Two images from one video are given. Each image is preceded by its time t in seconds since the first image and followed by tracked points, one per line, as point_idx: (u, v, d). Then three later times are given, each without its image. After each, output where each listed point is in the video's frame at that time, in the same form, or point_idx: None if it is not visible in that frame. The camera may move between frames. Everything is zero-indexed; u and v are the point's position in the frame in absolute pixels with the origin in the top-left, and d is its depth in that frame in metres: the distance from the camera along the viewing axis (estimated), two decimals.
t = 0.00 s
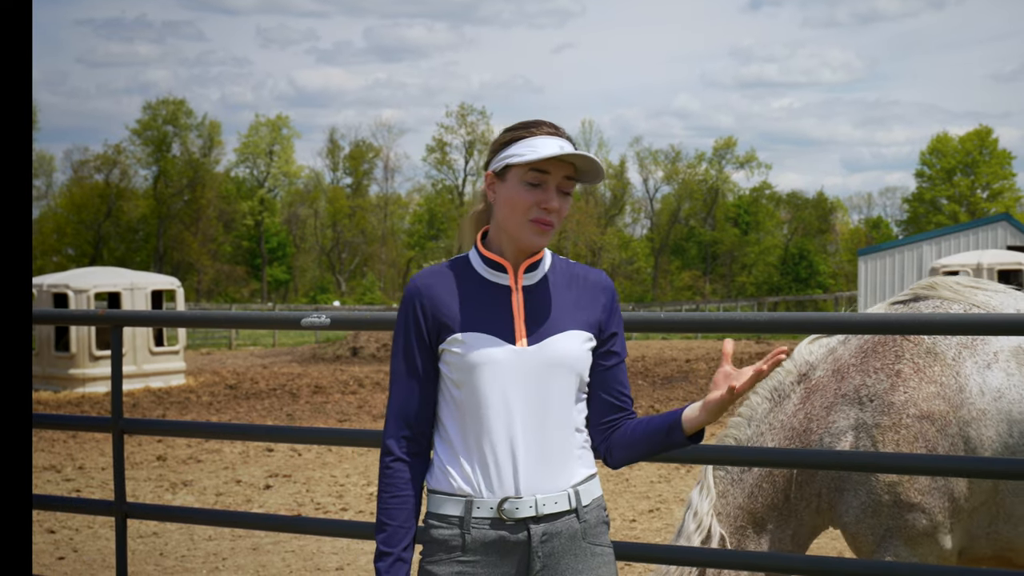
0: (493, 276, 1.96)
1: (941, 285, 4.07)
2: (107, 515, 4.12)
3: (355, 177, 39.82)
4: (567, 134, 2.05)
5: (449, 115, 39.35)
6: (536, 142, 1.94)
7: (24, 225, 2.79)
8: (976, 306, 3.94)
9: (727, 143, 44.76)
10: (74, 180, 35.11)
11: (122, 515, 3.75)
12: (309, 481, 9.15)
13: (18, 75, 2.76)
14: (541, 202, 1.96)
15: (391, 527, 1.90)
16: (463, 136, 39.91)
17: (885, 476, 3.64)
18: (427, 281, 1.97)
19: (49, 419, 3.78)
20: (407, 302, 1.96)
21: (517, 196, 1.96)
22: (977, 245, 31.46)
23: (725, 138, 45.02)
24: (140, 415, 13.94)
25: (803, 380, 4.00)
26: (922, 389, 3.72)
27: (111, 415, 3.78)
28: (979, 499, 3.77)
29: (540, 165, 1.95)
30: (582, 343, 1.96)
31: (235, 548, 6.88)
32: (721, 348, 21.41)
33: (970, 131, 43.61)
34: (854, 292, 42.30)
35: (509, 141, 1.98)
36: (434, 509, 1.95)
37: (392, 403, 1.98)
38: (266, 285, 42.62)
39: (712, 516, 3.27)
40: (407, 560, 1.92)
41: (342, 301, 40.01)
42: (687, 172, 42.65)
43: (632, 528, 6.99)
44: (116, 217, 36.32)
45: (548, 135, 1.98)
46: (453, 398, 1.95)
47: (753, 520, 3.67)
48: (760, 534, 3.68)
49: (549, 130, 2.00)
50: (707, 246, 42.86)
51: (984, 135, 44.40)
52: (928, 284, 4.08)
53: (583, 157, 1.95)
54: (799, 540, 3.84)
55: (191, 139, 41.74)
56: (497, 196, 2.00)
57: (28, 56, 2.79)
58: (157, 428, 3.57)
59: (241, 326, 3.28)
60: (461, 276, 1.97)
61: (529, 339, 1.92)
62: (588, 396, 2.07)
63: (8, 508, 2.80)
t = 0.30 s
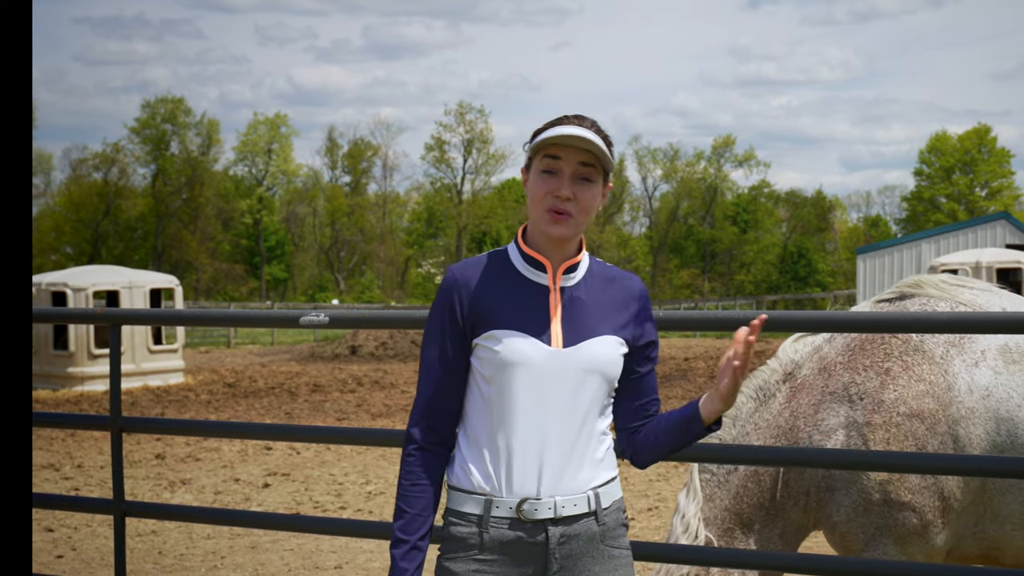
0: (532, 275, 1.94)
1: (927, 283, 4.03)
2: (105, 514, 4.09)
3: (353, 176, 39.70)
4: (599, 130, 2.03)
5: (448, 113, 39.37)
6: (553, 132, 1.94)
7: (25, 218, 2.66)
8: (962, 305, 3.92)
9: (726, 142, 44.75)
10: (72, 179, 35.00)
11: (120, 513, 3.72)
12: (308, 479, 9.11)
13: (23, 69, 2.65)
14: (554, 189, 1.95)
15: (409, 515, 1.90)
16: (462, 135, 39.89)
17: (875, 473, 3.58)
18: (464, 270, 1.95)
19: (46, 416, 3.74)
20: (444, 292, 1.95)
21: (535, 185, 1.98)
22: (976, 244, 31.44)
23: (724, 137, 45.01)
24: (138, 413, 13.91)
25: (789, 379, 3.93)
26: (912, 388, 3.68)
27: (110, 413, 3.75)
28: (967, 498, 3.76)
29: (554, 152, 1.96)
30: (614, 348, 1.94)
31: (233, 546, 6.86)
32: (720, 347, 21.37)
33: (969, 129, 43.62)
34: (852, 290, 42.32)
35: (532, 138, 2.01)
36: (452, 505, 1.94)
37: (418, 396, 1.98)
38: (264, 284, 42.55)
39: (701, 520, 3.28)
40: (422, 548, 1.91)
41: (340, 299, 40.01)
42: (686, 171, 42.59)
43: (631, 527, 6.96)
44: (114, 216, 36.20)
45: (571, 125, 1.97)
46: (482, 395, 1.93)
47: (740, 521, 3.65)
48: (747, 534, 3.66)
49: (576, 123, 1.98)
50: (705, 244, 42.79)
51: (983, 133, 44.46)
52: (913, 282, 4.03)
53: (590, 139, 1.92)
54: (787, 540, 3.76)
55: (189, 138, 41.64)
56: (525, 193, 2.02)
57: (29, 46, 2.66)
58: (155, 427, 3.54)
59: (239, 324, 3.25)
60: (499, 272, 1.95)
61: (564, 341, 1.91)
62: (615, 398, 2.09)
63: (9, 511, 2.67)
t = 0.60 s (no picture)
0: (554, 275, 1.95)
1: (914, 281, 3.99)
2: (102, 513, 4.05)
3: (351, 174, 39.48)
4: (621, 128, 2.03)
5: (446, 111, 39.34)
6: (579, 133, 1.95)
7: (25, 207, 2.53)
8: (950, 303, 3.86)
9: (724, 140, 44.70)
10: (70, 177, 34.74)
11: (117, 512, 3.68)
12: (306, 477, 9.09)
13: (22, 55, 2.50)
14: (583, 190, 1.96)
15: (430, 513, 1.91)
16: (460, 133, 39.79)
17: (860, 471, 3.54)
18: (486, 271, 1.96)
19: (43, 414, 3.71)
20: (464, 290, 1.96)
21: (562, 186, 1.98)
22: (976, 242, 31.41)
23: (722, 135, 44.94)
24: (136, 412, 13.87)
25: (774, 378, 3.91)
26: (897, 386, 3.63)
27: (107, 412, 3.72)
28: (955, 496, 3.65)
29: (580, 154, 1.97)
30: (634, 351, 1.96)
31: (232, 544, 6.83)
32: (719, 345, 21.35)
33: (967, 127, 43.62)
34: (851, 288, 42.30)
35: (557, 138, 2.02)
36: (468, 505, 1.96)
37: (439, 396, 1.98)
38: (262, 282, 42.38)
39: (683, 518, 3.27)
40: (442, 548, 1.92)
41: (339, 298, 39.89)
42: (684, 169, 42.43)
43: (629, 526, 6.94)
44: (112, 214, 35.97)
45: (598, 125, 1.98)
46: (501, 396, 1.94)
47: (721, 519, 3.62)
48: (729, 532, 3.63)
49: (600, 121, 2.00)
50: (704, 242, 42.60)
51: (982, 132, 44.48)
52: (900, 281, 3.98)
53: (616, 139, 1.93)
54: (772, 538, 3.72)
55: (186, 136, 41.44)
56: (550, 192, 2.02)
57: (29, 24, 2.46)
58: (153, 424, 3.51)
59: (236, 323, 3.22)
60: (523, 274, 1.96)
61: (584, 341, 1.92)
62: (633, 401, 2.09)
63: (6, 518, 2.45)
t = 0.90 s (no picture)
0: (562, 275, 1.96)
1: (908, 280, 3.98)
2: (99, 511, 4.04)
3: (348, 172, 39.44)
4: (628, 132, 2.03)
5: (443, 110, 39.39)
6: (587, 139, 1.94)
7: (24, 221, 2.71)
8: (944, 301, 3.86)
9: (721, 139, 44.72)
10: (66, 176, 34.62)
11: (115, 510, 3.68)
12: (303, 476, 9.08)
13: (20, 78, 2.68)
14: (590, 196, 1.96)
15: (442, 515, 1.91)
16: (457, 131, 39.84)
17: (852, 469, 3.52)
18: (492, 272, 1.97)
19: (41, 413, 3.70)
20: (472, 292, 1.96)
21: (568, 191, 1.98)
22: (973, 240, 31.49)
23: (719, 134, 44.97)
24: (133, 410, 13.87)
25: (767, 374, 3.96)
26: (890, 383, 3.61)
27: (104, 410, 3.70)
28: (949, 494, 3.64)
29: (587, 160, 1.96)
30: (642, 351, 1.96)
31: (228, 543, 6.82)
32: (716, 343, 21.35)
33: (963, 126, 43.69)
34: (848, 287, 42.38)
35: (565, 141, 2.01)
36: (475, 504, 1.95)
37: (448, 394, 1.98)
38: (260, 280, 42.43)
39: (670, 511, 3.31)
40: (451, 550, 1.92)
41: (337, 297, 39.89)
42: (681, 167, 42.43)
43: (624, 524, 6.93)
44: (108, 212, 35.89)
45: (605, 130, 1.97)
46: (509, 394, 1.94)
47: (708, 513, 3.63)
48: (716, 528, 3.64)
49: (608, 126, 1.99)
50: (701, 241, 42.66)
51: (979, 130, 44.52)
52: (894, 280, 3.98)
53: (624, 147, 1.92)
54: (762, 534, 3.72)
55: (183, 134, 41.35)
56: (557, 196, 2.02)
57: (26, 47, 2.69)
58: (151, 422, 3.50)
59: (234, 321, 3.23)
60: (532, 274, 1.96)
61: (592, 341, 1.92)
62: (641, 401, 2.11)
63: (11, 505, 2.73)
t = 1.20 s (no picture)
0: (563, 275, 1.96)
1: (908, 278, 3.99)
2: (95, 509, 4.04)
3: (345, 171, 39.35)
4: (630, 131, 2.03)
5: (440, 108, 39.43)
6: (590, 137, 1.95)
7: (24, 224, 2.76)
8: (944, 299, 3.87)
9: (718, 137, 44.76)
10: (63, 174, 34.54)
11: (112, 510, 3.67)
12: (300, 474, 9.09)
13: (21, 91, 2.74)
14: (591, 195, 1.96)
15: (442, 515, 1.92)
16: (454, 129, 39.88)
17: (849, 467, 3.52)
18: (493, 272, 1.97)
19: (39, 411, 3.71)
20: (474, 292, 1.97)
21: (570, 191, 1.98)
22: (969, 239, 31.56)
23: (716, 132, 45.01)
24: (129, 408, 13.86)
25: (764, 368, 3.97)
26: (888, 382, 3.62)
27: (101, 408, 3.70)
28: (947, 493, 3.65)
29: (588, 160, 1.97)
30: (643, 352, 1.96)
31: (226, 542, 6.82)
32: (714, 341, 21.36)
33: (960, 124, 43.76)
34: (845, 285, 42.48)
35: (567, 140, 2.02)
36: (476, 504, 1.96)
37: (449, 395, 1.98)
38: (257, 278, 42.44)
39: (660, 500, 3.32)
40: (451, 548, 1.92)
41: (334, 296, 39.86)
42: (678, 166, 42.47)
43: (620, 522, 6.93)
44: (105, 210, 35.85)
45: (608, 129, 1.97)
46: (510, 393, 1.95)
47: (694, 503, 3.62)
48: (701, 519, 3.63)
49: (608, 125, 2.00)
50: (698, 239, 42.75)
51: (976, 128, 44.56)
52: (895, 278, 3.99)
53: (625, 146, 1.93)
54: (749, 527, 3.73)
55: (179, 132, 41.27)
56: (558, 195, 2.03)
57: (28, 60, 2.77)
58: (147, 421, 3.50)
59: (230, 320, 3.22)
60: (534, 273, 1.97)
61: (593, 341, 1.93)
62: (643, 397, 2.11)
63: (11, 506, 2.79)
